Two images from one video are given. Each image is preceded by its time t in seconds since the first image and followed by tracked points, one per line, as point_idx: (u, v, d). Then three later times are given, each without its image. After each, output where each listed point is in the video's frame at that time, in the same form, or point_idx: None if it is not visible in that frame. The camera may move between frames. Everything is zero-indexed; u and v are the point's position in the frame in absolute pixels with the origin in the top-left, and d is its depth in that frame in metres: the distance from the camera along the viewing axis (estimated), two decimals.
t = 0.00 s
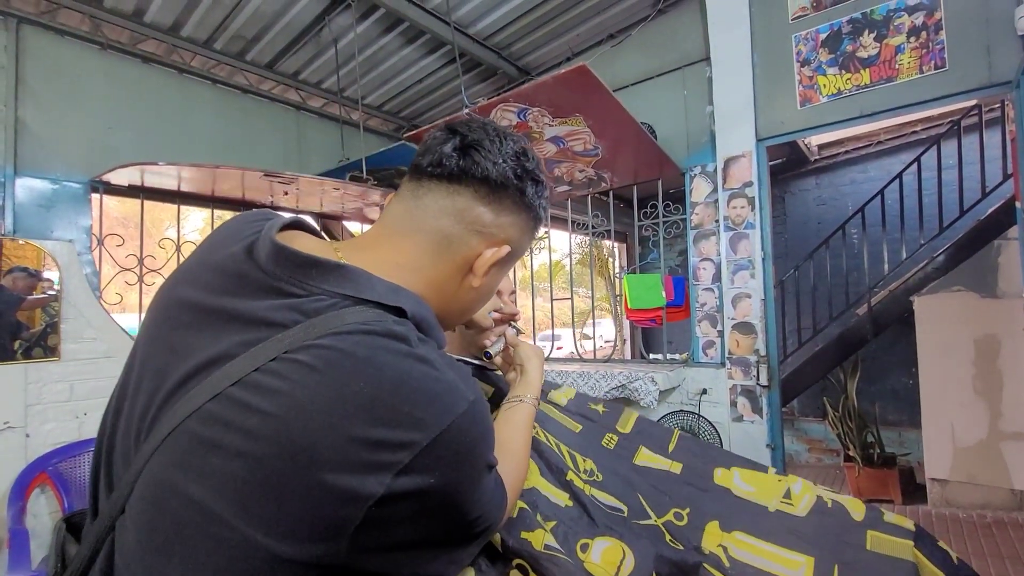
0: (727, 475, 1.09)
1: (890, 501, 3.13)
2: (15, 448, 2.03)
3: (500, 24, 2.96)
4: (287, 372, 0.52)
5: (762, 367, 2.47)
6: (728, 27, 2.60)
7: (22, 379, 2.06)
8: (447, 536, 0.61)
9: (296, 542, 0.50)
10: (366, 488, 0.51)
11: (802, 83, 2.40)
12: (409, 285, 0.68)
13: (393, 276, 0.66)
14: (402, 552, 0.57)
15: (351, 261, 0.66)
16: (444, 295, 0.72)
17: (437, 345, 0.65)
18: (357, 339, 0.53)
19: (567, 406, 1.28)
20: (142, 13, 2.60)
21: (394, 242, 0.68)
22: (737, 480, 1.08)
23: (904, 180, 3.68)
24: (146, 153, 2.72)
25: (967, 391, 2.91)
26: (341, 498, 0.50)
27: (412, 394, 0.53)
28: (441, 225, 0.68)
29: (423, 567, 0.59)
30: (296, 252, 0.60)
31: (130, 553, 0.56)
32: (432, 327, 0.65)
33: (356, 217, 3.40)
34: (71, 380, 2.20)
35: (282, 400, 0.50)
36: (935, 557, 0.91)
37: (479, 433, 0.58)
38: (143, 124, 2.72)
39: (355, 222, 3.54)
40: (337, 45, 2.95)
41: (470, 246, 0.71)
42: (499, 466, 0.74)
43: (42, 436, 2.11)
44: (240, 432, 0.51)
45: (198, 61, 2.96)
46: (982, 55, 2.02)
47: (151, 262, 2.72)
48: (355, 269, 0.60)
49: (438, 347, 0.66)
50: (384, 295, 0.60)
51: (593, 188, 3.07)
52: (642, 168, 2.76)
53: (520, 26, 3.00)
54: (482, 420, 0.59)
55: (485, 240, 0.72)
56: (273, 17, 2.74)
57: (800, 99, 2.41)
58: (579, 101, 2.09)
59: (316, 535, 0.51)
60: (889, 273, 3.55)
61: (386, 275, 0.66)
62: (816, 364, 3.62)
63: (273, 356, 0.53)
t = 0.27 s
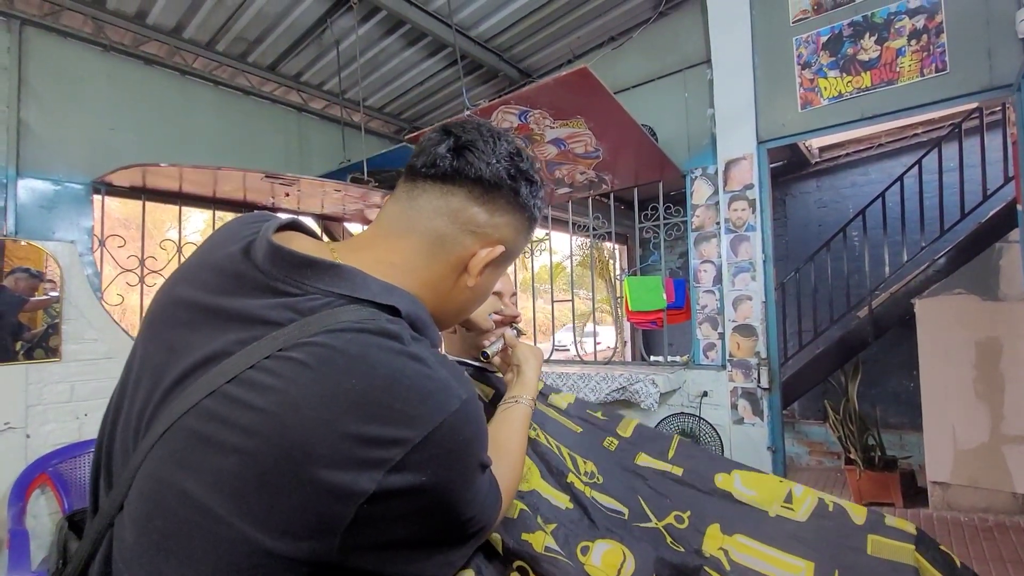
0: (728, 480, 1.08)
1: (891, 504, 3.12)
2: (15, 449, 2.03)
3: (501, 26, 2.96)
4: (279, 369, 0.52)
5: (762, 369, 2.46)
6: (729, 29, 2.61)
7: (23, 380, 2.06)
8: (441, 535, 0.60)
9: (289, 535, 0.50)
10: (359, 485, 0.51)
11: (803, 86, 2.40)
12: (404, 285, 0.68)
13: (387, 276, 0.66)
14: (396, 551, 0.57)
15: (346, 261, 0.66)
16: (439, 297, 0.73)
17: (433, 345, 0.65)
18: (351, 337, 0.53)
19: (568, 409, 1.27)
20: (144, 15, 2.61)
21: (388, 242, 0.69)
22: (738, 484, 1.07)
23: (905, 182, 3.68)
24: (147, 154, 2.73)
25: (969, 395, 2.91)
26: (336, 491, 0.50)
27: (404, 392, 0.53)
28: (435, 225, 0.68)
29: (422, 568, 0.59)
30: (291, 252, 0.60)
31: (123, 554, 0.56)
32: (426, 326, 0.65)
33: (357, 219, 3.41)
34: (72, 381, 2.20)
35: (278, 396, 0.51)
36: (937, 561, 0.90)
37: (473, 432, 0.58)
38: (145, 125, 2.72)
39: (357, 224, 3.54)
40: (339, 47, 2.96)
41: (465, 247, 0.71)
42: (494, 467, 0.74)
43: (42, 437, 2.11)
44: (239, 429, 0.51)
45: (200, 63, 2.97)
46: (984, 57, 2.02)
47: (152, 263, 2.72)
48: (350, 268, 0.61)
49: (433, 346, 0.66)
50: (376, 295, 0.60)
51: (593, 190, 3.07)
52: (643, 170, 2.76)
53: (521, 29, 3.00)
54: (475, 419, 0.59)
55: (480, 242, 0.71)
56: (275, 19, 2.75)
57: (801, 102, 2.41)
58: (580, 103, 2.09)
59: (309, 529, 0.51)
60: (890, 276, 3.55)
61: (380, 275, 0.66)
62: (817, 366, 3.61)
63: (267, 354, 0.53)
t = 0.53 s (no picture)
0: (729, 480, 1.07)
1: (893, 505, 3.11)
2: (17, 449, 2.03)
3: (502, 26, 2.97)
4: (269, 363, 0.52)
5: (764, 370, 2.46)
6: (730, 29, 2.60)
7: (25, 380, 2.07)
8: (434, 531, 0.60)
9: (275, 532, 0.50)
10: (348, 479, 0.50)
11: (805, 86, 2.40)
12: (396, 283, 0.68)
13: (379, 274, 0.66)
14: (390, 546, 0.57)
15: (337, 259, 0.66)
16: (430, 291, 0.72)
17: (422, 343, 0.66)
18: (341, 332, 0.53)
19: (569, 408, 1.25)
20: (146, 16, 2.61)
21: (379, 240, 0.68)
22: (740, 484, 1.06)
23: (907, 182, 3.67)
24: (149, 154, 2.73)
25: (971, 396, 2.90)
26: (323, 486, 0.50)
27: (395, 389, 0.53)
28: (426, 221, 0.68)
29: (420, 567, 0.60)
30: (284, 249, 0.60)
31: (120, 546, 0.56)
32: (419, 323, 0.65)
33: (358, 219, 3.41)
34: (74, 381, 2.20)
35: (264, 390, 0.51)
36: (939, 561, 0.90)
37: (464, 429, 0.57)
38: (147, 126, 2.73)
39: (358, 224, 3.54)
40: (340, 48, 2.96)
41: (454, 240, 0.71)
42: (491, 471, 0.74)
43: (44, 437, 2.11)
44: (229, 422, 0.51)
45: (202, 64, 2.98)
46: (986, 57, 2.01)
47: (154, 263, 2.73)
48: (341, 265, 0.61)
49: (426, 343, 0.66)
50: (375, 292, 0.60)
51: (595, 191, 3.07)
52: (644, 171, 2.76)
53: (521, 29, 3.01)
54: (467, 418, 0.59)
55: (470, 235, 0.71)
56: (277, 20, 2.75)
57: (803, 102, 2.41)
58: (580, 103, 2.09)
59: (297, 525, 0.50)
60: (892, 276, 3.54)
61: (372, 274, 0.66)
62: (818, 367, 3.61)
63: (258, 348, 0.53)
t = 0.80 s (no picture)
0: (730, 480, 1.09)
1: (895, 507, 3.10)
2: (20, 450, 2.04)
3: (504, 28, 2.97)
4: (199, 316, 0.56)
5: (765, 371, 2.46)
6: (732, 30, 2.61)
7: (28, 380, 2.08)
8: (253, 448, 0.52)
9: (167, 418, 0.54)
10: (195, 336, 0.54)
11: (806, 87, 2.40)
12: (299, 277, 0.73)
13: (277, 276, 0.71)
14: (199, 431, 0.51)
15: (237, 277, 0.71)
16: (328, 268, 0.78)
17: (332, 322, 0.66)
18: (239, 261, 0.63)
19: (569, 411, 1.26)
20: (149, 18, 2.63)
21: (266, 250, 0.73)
22: (741, 485, 1.07)
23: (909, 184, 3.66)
24: (152, 156, 2.74)
25: (973, 397, 2.89)
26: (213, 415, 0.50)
27: (260, 291, 0.57)
28: (295, 219, 0.73)
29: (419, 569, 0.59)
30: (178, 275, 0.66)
31: (123, 530, 0.57)
32: (313, 290, 0.68)
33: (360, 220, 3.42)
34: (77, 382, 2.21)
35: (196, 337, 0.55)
36: (940, 563, 0.91)
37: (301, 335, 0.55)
38: (151, 127, 2.74)
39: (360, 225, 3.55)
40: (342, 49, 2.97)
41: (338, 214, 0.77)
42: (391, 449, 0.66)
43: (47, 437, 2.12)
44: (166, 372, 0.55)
45: (205, 65, 2.99)
46: (988, 58, 2.01)
47: (156, 264, 2.75)
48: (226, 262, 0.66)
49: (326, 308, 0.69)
50: (259, 257, 0.65)
51: (596, 192, 3.07)
52: (645, 172, 2.76)
53: (523, 31, 3.01)
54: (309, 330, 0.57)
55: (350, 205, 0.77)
56: (279, 22, 2.76)
57: (804, 103, 2.41)
58: (581, 104, 2.10)
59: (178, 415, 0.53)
60: (894, 277, 3.53)
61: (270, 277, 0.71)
62: (820, 368, 3.61)
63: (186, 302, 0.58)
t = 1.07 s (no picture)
0: (732, 482, 1.08)
1: (898, 509, 3.09)
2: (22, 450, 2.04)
3: (506, 29, 2.97)
4: (253, 321, 1.01)
5: (767, 372, 2.46)
6: (734, 31, 2.60)
7: (30, 380, 2.08)
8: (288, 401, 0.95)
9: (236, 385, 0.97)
10: (247, 341, 0.98)
11: (808, 89, 2.40)
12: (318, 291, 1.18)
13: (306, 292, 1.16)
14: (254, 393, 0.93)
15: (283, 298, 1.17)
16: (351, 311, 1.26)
17: (335, 318, 1.08)
18: (266, 294, 1.07)
19: (572, 408, 1.26)
20: (152, 19, 2.63)
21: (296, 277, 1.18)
22: (742, 487, 1.07)
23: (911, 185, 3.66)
24: (154, 156, 2.75)
25: (976, 399, 2.88)
26: (257, 370, 0.92)
27: (281, 309, 1.01)
28: (312, 257, 1.18)
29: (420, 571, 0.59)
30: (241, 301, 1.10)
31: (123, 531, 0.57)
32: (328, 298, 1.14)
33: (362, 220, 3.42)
34: (78, 381, 2.21)
35: (253, 335, 0.99)
36: (944, 565, 0.90)
37: (307, 326, 0.99)
38: (153, 128, 2.75)
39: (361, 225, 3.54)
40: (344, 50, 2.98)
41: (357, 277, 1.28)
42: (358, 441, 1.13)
43: (48, 437, 2.13)
44: (234, 357, 0.99)
45: (207, 66, 3.00)
46: (991, 60, 2.00)
47: (158, 264, 2.73)
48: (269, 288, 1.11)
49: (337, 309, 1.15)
50: (293, 282, 1.10)
51: (598, 193, 3.07)
52: (646, 172, 2.76)
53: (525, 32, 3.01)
54: (313, 322, 1.01)
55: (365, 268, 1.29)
56: (281, 23, 2.77)
57: (806, 104, 2.41)
58: (583, 105, 2.10)
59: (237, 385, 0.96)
60: (896, 279, 3.52)
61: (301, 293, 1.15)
62: (821, 370, 3.60)
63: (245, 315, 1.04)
